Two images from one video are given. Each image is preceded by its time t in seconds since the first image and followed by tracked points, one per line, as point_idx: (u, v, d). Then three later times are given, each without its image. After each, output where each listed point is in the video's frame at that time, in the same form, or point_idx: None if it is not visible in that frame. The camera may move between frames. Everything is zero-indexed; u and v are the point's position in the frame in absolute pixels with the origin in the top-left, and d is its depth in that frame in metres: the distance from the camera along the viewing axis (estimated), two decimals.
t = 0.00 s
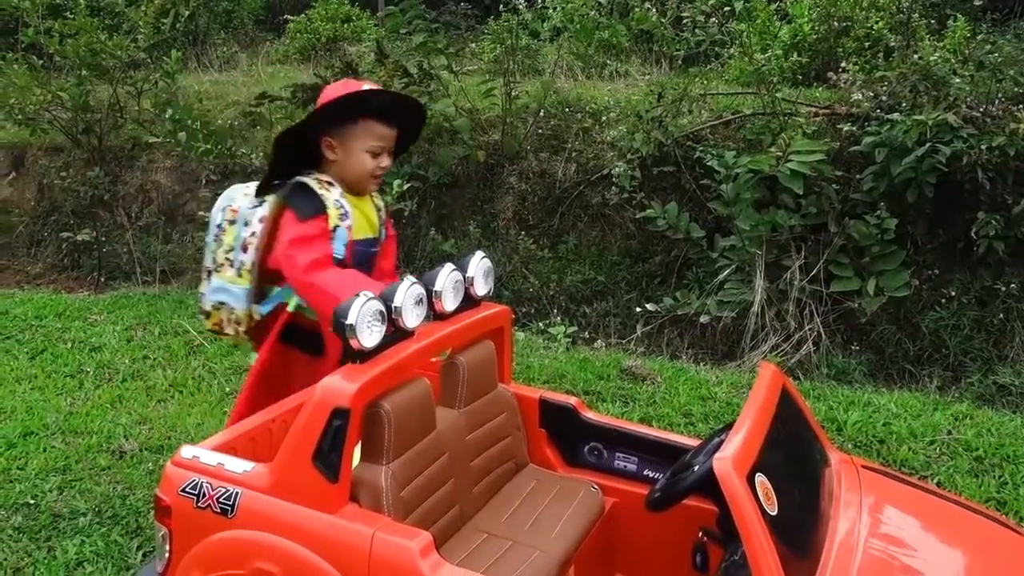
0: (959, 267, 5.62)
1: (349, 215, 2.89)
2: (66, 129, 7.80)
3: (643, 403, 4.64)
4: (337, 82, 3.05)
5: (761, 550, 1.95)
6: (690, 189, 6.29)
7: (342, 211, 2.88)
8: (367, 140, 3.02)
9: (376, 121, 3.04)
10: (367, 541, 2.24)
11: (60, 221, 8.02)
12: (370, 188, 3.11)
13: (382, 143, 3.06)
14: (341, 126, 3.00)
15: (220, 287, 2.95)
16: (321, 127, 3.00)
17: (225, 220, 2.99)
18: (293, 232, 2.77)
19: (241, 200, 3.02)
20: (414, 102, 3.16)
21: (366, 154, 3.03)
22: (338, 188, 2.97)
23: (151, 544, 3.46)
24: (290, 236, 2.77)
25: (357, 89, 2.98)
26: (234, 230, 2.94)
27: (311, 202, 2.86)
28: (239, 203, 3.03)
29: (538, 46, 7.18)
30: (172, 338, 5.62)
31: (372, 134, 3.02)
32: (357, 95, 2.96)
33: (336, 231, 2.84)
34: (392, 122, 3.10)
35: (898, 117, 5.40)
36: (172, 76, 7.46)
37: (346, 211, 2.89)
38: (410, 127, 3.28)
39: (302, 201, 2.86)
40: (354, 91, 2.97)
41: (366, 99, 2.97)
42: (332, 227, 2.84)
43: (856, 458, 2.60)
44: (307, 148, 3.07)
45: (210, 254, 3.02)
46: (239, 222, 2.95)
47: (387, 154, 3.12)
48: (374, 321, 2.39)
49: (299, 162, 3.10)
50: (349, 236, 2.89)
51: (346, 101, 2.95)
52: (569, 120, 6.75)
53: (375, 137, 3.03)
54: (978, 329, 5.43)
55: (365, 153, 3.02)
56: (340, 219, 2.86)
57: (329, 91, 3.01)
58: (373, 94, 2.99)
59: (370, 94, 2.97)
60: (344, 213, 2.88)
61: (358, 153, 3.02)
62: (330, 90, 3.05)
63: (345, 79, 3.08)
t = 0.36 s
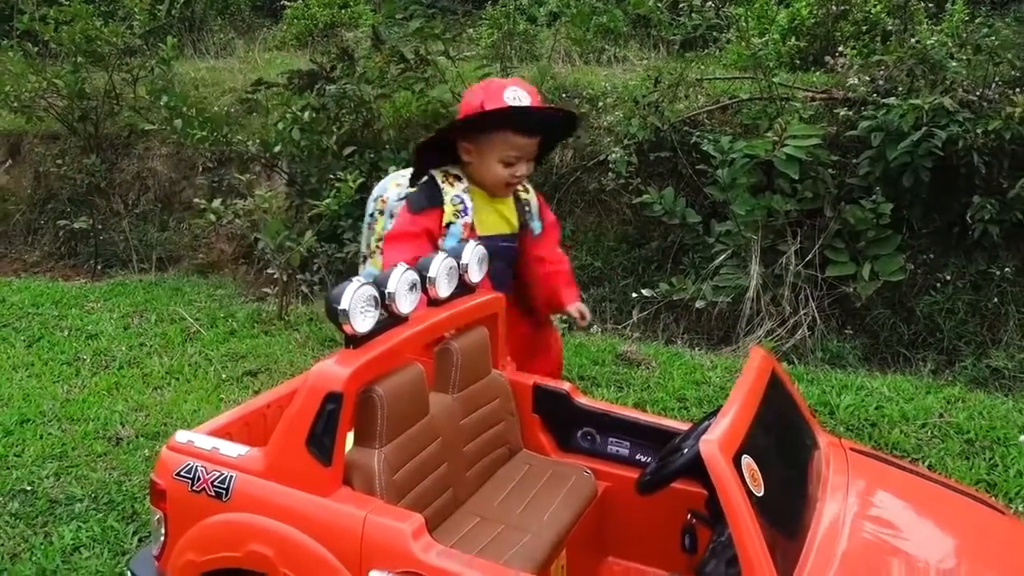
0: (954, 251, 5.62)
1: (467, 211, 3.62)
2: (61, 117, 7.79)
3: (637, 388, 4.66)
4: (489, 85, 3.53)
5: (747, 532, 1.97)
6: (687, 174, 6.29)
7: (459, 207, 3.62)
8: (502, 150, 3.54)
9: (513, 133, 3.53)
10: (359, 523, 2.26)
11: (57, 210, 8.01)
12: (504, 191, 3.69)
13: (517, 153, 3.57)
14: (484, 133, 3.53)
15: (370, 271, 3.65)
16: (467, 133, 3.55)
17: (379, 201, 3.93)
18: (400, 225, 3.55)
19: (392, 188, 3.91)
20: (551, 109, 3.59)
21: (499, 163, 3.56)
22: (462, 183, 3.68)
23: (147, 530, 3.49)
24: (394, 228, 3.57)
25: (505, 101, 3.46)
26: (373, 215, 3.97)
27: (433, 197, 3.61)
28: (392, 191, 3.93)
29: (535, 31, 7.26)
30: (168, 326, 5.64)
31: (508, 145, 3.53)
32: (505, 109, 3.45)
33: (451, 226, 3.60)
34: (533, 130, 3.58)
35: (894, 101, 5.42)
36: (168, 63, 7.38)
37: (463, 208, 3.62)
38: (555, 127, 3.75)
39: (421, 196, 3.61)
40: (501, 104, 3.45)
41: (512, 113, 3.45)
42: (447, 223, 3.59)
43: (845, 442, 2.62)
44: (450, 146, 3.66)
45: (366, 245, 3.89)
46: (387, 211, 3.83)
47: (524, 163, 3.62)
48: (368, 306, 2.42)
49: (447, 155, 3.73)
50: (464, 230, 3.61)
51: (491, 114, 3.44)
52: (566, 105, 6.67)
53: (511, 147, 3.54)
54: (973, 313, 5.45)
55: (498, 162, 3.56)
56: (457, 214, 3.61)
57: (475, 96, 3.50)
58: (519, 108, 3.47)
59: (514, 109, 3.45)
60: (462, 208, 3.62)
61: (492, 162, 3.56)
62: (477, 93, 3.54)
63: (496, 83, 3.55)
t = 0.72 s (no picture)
0: (922, 237, 5.66)
1: (496, 192, 3.34)
2: (26, 102, 7.67)
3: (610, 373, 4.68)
4: (559, 70, 3.23)
5: (709, 510, 2.01)
6: (660, 160, 6.28)
7: (490, 185, 3.36)
8: (553, 141, 3.21)
9: (569, 125, 3.17)
10: (326, 507, 2.27)
11: (23, 197, 7.86)
12: (555, 185, 3.32)
13: (570, 146, 3.20)
14: (537, 117, 3.22)
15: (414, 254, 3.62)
16: (521, 114, 3.24)
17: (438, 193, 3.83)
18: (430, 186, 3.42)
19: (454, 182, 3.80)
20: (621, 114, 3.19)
21: (549, 154, 3.23)
22: (507, 164, 3.38)
23: (117, 518, 3.46)
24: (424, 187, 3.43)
25: (566, 90, 3.14)
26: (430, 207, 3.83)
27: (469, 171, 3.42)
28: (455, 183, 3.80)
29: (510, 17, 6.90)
30: (139, 314, 5.58)
31: (562, 138, 3.19)
32: (561, 97, 3.13)
33: (476, 202, 3.36)
34: (595, 131, 3.20)
35: (864, 88, 5.48)
36: (136, 48, 7.27)
37: (494, 188, 3.35)
38: (629, 132, 3.34)
39: (458, 168, 3.45)
40: (560, 92, 3.15)
41: (569, 104, 3.12)
42: (472, 199, 3.37)
43: (809, 422, 2.67)
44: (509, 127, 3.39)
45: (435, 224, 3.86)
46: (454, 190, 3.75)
47: (578, 160, 3.24)
48: (332, 291, 2.41)
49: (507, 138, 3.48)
50: (489, 211, 3.34)
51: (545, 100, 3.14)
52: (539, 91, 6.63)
53: (563, 141, 3.19)
54: (939, 297, 5.54)
55: (546, 153, 3.23)
56: (483, 192, 3.36)
57: (541, 77, 3.24)
58: (579, 101, 3.12)
59: (572, 101, 3.11)
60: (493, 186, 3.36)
61: (541, 151, 3.23)
62: (548, 75, 3.26)
63: (571, 68, 3.23)
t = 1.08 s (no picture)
0: (903, 223, 5.71)
1: (558, 131, 3.04)
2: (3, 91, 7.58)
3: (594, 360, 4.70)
4: None
5: (694, 486, 2.04)
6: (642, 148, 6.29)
7: (551, 123, 3.04)
8: (610, 74, 2.85)
9: (626, 55, 2.80)
10: (318, 488, 2.27)
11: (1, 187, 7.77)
12: (616, 124, 2.96)
13: (629, 80, 2.83)
14: (596, 41, 2.86)
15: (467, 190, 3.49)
16: (580, 40, 2.91)
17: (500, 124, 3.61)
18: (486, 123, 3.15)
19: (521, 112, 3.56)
20: (691, 46, 2.79)
21: (605, 87, 2.87)
22: (570, 98, 3.05)
23: (99, 510, 3.45)
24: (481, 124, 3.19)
25: (626, 13, 2.78)
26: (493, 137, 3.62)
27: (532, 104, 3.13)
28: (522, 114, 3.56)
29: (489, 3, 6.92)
30: (120, 305, 5.54)
31: (617, 69, 2.82)
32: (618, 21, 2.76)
33: (534, 139, 3.06)
34: (658, 66, 2.80)
35: (844, 75, 5.51)
36: (114, 36, 7.20)
37: (556, 126, 3.04)
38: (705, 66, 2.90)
39: (522, 100, 3.15)
40: (620, 15, 2.78)
41: (627, 28, 2.74)
42: (531, 136, 3.07)
43: (788, 409, 2.69)
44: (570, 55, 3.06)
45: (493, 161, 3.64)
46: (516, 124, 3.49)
47: (638, 96, 2.85)
48: (324, 277, 2.43)
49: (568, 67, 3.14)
50: (547, 151, 3.05)
51: (600, 23, 2.78)
52: (521, 79, 6.62)
53: (620, 74, 2.82)
54: (919, 283, 5.60)
55: (603, 86, 2.87)
56: (544, 130, 3.05)
57: None
58: (638, 26, 2.75)
59: (631, 27, 2.74)
60: (554, 125, 3.04)
61: (598, 84, 2.89)
62: None
63: None
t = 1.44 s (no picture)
0: (884, 234, 5.76)
1: (538, 150, 3.03)
2: None
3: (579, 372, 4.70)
4: (592, 8, 2.86)
5: (682, 495, 2.04)
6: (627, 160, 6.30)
7: (531, 143, 3.04)
8: (572, 86, 2.83)
9: (585, 68, 2.77)
10: (308, 499, 2.26)
11: None
12: (583, 139, 2.94)
13: (590, 94, 2.80)
14: (561, 55, 2.84)
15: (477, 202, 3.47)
16: (548, 55, 2.92)
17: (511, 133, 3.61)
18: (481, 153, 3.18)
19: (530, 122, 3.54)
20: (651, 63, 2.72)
21: (569, 101, 2.86)
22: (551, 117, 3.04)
23: (79, 529, 3.41)
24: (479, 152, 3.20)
25: (584, 27, 2.77)
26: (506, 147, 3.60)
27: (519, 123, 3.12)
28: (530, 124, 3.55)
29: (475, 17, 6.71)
30: (102, 320, 5.50)
31: (576, 83, 2.81)
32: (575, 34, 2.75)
33: (517, 160, 3.07)
34: (617, 81, 2.76)
35: (825, 89, 5.58)
36: (97, 49, 7.19)
37: (536, 145, 3.03)
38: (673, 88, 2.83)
39: (508, 122, 3.16)
40: (579, 29, 2.78)
41: (584, 42, 2.73)
42: (514, 156, 3.08)
43: (768, 427, 2.70)
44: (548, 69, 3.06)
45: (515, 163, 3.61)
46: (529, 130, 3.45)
47: (600, 111, 2.82)
48: (318, 291, 2.44)
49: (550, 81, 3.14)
50: (531, 170, 3.05)
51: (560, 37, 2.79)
52: (506, 92, 6.60)
53: (580, 87, 2.80)
54: (901, 294, 5.64)
55: (568, 100, 2.86)
56: (525, 150, 3.05)
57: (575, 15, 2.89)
58: (595, 40, 2.72)
59: (587, 41, 2.73)
60: (535, 145, 3.03)
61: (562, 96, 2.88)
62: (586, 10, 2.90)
63: (610, 7, 2.84)
